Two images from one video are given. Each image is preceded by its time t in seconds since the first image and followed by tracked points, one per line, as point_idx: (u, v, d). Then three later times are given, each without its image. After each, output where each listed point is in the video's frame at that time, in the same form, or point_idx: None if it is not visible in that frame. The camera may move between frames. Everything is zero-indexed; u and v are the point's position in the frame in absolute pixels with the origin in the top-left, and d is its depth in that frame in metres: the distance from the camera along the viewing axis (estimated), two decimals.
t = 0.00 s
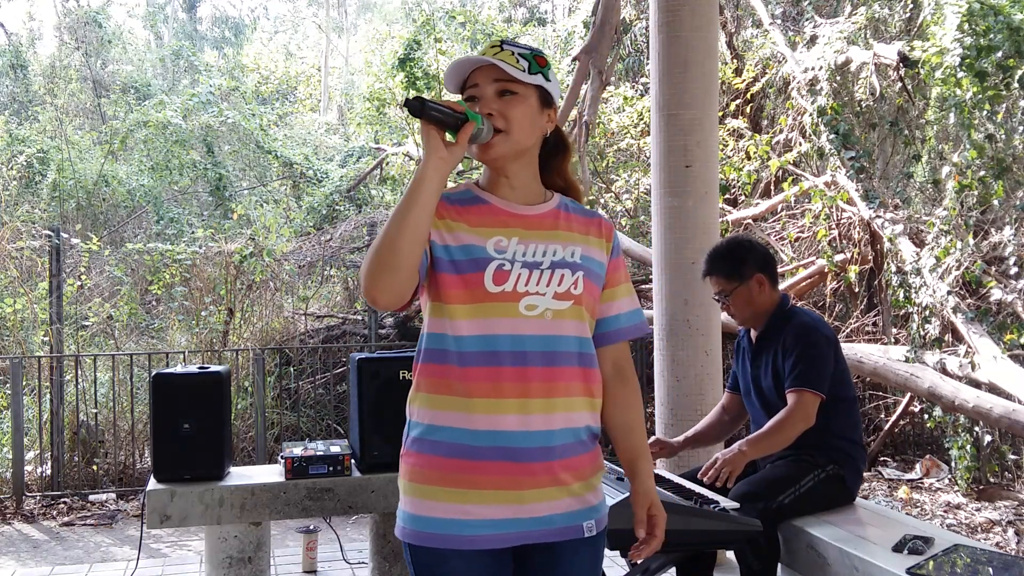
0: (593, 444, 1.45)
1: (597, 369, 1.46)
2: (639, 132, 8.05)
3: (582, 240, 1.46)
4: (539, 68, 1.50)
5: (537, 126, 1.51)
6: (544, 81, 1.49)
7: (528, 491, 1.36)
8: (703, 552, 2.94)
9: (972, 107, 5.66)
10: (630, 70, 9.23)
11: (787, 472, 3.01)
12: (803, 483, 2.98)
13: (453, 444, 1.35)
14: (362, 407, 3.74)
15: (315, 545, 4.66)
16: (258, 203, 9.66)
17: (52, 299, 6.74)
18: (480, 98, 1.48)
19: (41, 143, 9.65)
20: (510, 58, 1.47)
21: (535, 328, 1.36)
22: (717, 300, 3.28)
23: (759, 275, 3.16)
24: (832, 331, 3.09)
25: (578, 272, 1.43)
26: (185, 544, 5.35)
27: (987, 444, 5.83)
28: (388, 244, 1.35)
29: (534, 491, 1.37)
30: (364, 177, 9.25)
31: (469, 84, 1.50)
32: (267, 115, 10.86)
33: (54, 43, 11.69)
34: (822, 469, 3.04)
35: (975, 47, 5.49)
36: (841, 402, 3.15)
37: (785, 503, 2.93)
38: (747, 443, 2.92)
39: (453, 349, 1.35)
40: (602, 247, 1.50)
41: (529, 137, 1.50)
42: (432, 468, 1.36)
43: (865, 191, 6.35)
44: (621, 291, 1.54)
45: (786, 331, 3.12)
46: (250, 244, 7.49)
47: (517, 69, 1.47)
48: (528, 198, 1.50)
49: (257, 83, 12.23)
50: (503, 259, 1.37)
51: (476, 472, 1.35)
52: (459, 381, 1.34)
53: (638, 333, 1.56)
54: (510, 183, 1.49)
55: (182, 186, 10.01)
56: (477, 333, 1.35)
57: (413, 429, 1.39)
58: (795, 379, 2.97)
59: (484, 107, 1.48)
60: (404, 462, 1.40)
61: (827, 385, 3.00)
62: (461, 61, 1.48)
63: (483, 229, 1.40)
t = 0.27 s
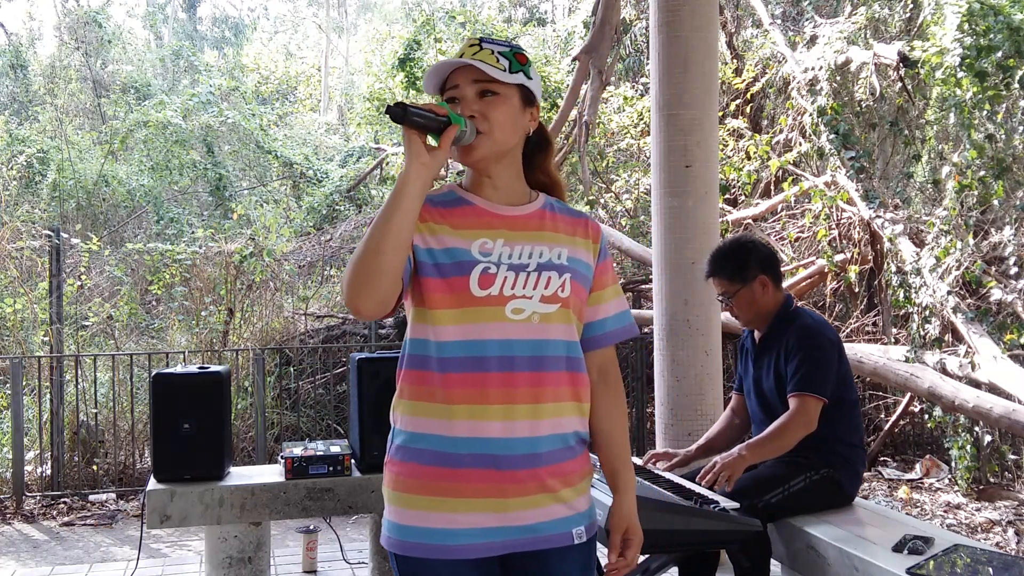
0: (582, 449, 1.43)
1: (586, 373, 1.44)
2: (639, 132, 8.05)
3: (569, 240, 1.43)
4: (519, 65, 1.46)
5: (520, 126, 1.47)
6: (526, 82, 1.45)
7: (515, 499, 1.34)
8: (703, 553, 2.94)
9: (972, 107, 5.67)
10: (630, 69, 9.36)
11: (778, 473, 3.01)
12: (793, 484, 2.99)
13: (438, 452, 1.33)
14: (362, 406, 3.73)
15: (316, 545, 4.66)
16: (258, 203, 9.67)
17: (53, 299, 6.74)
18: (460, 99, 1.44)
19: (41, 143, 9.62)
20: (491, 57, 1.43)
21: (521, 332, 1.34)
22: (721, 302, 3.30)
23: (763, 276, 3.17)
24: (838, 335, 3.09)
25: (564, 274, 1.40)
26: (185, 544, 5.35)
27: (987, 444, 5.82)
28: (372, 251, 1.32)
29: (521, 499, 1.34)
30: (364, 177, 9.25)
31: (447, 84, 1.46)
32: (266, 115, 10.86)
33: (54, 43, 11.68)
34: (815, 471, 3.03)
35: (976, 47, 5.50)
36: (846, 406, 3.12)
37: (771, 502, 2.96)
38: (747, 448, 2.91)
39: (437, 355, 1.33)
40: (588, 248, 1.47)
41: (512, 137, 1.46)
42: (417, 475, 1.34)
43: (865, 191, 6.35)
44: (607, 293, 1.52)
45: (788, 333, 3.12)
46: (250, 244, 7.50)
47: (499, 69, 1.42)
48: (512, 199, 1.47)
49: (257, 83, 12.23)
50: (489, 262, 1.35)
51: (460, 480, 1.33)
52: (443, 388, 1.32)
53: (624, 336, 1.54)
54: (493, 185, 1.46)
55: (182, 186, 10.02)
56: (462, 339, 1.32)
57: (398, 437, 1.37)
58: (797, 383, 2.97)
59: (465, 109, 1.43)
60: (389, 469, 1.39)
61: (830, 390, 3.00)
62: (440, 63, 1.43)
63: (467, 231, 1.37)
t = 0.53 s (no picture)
0: (575, 452, 1.42)
1: (577, 374, 1.44)
2: (639, 132, 8.05)
3: (558, 241, 1.43)
4: (507, 65, 1.45)
5: (509, 128, 1.47)
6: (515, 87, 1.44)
7: (511, 504, 1.33)
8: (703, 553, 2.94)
9: (972, 107, 5.68)
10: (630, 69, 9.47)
11: (778, 481, 2.99)
12: (793, 493, 2.96)
13: (432, 459, 1.31)
14: (362, 406, 3.72)
15: (316, 545, 4.66)
16: (258, 203, 9.68)
17: (53, 299, 6.75)
18: (452, 105, 1.42)
19: (41, 143, 9.61)
20: (481, 61, 1.40)
21: (514, 336, 1.33)
22: (734, 296, 3.30)
23: (781, 274, 3.18)
24: (845, 341, 3.08)
25: (555, 276, 1.40)
26: (185, 544, 5.35)
27: (987, 444, 5.82)
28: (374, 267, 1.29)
29: (517, 503, 1.33)
30: (364, 177, 9.24)
31: (436, 88, 1.43)
32: (266, 115, 10.87)
33: (53, 43, 11.68)
34: (814, 478, 3.02)
35: (976, 47, 5.50)
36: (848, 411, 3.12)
37: (773, 514, 2.93)
38: (748, 457, 2.90)
39: (429, 363, 1.31)
40: (577, 247, 1.48)
41: (502, 142, 1.46)
42: (411, 484, 1.33)
43: (865, 191, 6.34)
44: (596, 294, 1.53)
45: (796, 336, 3.11)
46: (250, 244, 7.50)
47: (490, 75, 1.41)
48: (501, 201, 1.47)
49: (257, 83, 12.23)
50: (479, 267, 1.34)
51: (455, 487, 1.31)
52: (436, 395, 1.31)
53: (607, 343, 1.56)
54: (483, 189, 1.46)
55: (182, 186, 10.02)
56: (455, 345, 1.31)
57: (391, 446, 1.35)
58: (801, 391, 2.97)
59: (458, 116, 1.41)
60: (381, 477, 1.37)
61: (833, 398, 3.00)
62: (431, 71, 1.41)
63: (456, 235, 1.36)
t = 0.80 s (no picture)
0: (575, 451, 1.41)
1: (575, 372, 1.42)
2: (639, 132, 8.05)
3: (550, 238, 1.40)
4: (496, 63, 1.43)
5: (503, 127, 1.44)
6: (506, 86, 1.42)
7: (516, 505, 1.31)
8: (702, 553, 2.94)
9: (972, 107, 5.68)
10: (630, 69, 9.48)
11: (771, 482, 3.00)
12: (787, 493, 2.96)
13: (434, 463, 1.29)
14: (363, 405, 3.73)
15: (316, 545, 4.66)
16: (258, 203, 9.69)
17: (53, 299, 6.75)
18: (453, 106, 1.37)
19: (41, 143, 9.60)
20: (479, 60, 1.37)
21: (515, 336, 1.31)
22: (744, 292, 3.30)
23: (795, 274, 3.20)
24: (850, 344, 3.09)
25: (551, 275, 1.38)
26: (185, 544, 5.35)
27: (987, 444, 5.82)
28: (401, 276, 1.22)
29: (521, 504, 1.31)
30: (364, 176, 9.24)
31: (434, 89, 1.38)
32: (266, 115, 10.87)
33: (53, 43, 11.68)
34: (808, 478, 3.02)
35: (976, 47, 5.51)
36: (850, 414, 3.12)
37: (767, 516, 2.94)
38: (748, 459, 2.91)
39: (429, 367, 1.28)
40: (569, 244, 1.45)
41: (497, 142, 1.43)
42: (412, 488, 1.31)
43: (865, 191, 6.34)
44: (589, 289, 1.50)
45: (801, 337, 3.11)
46: (250, 244, 7.50)
47: (490, 75, 1.39)
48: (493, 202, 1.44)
49: (257, 83, 12.23)
50: (477, 269, 1.32)
51: (456, 489, 1.29)
52: (438, 399, 1.28)
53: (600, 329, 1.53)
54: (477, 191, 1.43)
55: (182, 186, 10.03)
56: (457, 347, 1.28)
57: (392, 451, 1.33)
58: (803, 393, 2.97)
59: (460, 117, 1.37)
60: (382, 484, 1.35)
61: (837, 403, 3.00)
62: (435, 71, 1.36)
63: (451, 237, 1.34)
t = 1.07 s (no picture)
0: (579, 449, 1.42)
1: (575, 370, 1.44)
2: (639, 132, 8.05)
3: (544, 236, 1.43)
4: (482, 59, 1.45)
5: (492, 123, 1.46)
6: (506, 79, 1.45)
7: (524, 504, 1.33)
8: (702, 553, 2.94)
9: (972, 107, 5.68)
10: (630, 69, 9.47)
11: (772, 482, 3.00)
12: (786, 493, 2.97)
13: (442, 464, 1.31)
14: (363, 405, 3.73)
15: (316, 545, 4.66)
16: (258, 203, 9.69)
17: (53, 299, 6.76)
18: (456, 102, 1.37)
19: (41, 143, 9.59)
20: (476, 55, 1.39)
21: (520, 336, 1.33)
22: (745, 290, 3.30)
23: (796, 275, 3.20)
24: (849, 344, 3.09)
25: (550, 273, 1.40)
26: (185, 544, 5.35)
27: (987, 444, 5.82)
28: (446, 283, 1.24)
29: (529, 503, 1.33)
30: (364, 176, 9.24)
31: (436, 86, 1.37)
32: (266, 115, 10.87)
33: (53, 43, 11.67)
34: (807, 478, 3.02)
35: (976, 47, 5.51)
36: (849, 413, 3.12)
37: (766, 515, 2.95)
38: (745, 456, 2.91)
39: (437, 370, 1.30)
40: (562, 239, 1.46)
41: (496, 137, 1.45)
42: (421, 490, 1.33)
43: (865, 191, 6.33)
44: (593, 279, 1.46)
45: (800, 337, 3.11)
46: (250, 244, 7.50)
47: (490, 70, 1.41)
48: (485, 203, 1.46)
49: (257, 83, 12.22)
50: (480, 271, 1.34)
51: (464, 491, 1.31)
52: (446, 401, 1.30)
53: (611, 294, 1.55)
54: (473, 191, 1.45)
55: (182, 186, 10.04)
56: (464, 349, 1.30)
57: (399, 454, 1.35)
58: (803, 395, 2.97)
59: (466, 114, 1.37)
60: (390, 487, 1.37)
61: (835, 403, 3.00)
62: (440, 67, 1.35)
63: (451, 240, 1.38)
